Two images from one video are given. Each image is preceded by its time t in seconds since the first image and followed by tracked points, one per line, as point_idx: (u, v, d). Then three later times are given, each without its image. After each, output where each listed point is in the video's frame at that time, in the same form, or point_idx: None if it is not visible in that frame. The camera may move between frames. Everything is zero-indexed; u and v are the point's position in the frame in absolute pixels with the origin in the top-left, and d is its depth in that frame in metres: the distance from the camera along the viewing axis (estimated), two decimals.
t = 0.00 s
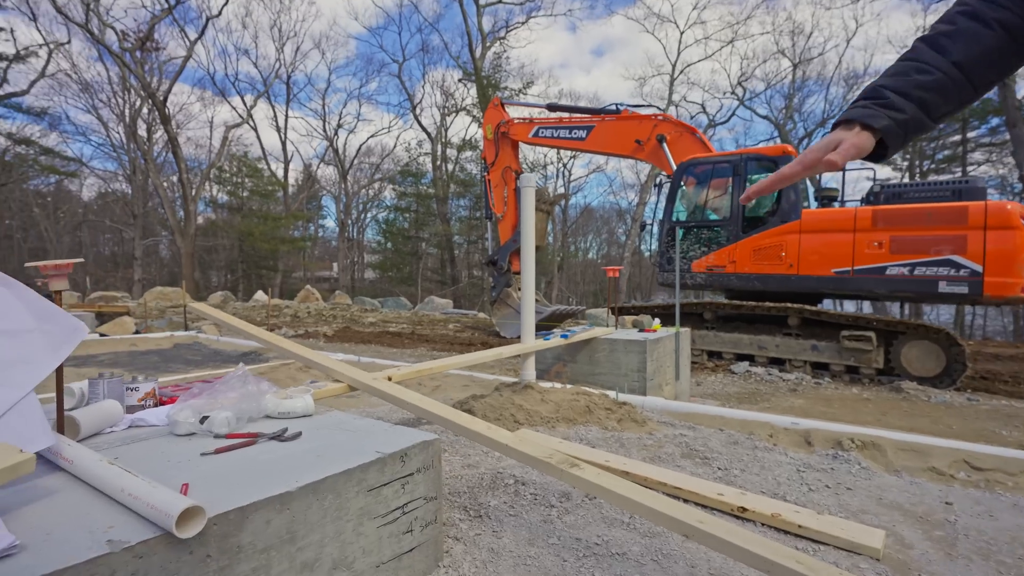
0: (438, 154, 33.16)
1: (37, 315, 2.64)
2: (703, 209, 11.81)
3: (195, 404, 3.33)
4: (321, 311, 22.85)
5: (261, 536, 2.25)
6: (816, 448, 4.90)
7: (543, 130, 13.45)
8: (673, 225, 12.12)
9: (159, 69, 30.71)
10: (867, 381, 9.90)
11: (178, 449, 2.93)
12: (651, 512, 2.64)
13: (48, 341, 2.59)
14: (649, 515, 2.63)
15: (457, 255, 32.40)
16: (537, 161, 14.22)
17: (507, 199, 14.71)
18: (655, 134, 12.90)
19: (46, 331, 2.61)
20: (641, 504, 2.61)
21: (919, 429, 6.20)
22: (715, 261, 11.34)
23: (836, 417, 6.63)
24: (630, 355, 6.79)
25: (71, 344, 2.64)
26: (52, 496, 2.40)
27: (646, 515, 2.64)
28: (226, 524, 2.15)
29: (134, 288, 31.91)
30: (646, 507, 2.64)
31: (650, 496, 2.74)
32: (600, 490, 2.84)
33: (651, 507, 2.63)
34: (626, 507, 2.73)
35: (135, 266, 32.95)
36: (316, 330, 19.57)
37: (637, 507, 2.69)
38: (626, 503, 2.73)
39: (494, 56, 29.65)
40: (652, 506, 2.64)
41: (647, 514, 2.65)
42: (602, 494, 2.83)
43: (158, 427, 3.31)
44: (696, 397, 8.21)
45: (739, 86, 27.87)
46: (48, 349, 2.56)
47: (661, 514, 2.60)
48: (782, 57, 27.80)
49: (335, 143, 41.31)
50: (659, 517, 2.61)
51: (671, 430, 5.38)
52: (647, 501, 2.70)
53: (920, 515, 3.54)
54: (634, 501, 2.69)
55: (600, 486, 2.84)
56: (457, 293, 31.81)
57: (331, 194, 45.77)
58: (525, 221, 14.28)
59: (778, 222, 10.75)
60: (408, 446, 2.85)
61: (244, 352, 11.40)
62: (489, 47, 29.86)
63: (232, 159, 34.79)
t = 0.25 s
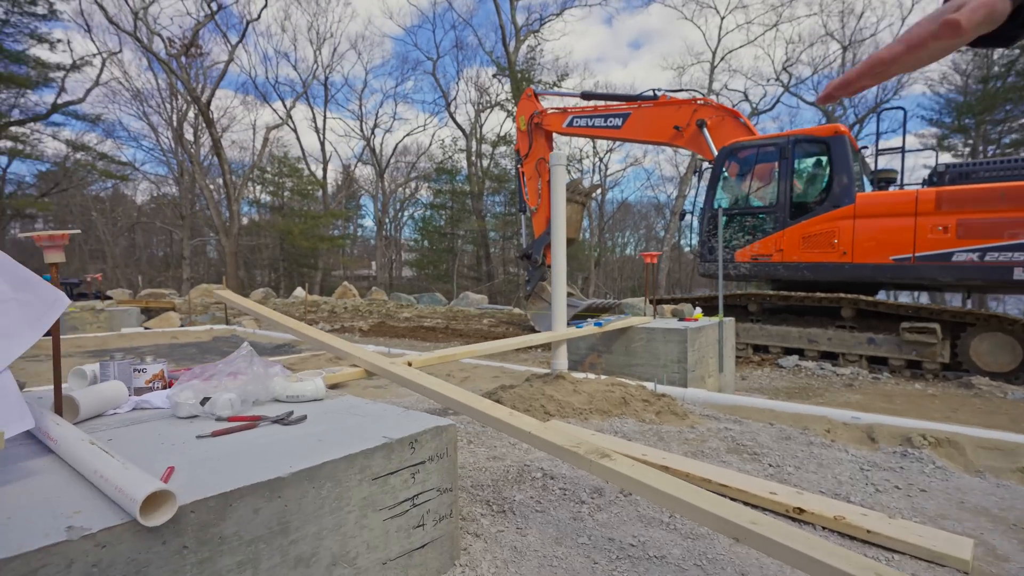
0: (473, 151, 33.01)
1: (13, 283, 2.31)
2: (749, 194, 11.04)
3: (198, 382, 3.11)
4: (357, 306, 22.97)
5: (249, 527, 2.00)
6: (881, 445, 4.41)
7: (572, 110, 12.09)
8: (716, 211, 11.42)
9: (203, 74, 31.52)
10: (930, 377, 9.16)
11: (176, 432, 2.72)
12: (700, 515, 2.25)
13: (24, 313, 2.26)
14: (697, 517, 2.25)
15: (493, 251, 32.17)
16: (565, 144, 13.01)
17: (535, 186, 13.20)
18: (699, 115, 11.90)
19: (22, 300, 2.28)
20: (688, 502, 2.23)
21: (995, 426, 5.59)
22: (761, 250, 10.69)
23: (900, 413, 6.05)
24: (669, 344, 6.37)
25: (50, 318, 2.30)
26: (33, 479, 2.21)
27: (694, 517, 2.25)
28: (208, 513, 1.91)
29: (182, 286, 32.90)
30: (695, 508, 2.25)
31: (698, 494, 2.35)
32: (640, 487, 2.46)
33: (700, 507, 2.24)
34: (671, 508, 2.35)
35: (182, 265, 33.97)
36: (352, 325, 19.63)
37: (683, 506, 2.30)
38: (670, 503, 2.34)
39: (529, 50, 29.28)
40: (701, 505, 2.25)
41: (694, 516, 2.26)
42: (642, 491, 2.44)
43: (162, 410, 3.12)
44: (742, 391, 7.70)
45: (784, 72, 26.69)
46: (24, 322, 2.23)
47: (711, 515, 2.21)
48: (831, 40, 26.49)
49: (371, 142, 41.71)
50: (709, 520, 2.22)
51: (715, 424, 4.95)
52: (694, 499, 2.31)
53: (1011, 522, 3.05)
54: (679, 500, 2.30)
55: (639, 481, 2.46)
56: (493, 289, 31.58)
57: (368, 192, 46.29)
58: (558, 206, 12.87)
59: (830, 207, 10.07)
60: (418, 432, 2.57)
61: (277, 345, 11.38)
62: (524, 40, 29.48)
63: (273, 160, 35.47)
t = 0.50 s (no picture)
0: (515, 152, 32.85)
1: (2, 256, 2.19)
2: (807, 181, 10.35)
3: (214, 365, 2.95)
4: (402, 309, 23.12)
5: (250, 518, 1.79)
6: (973, 445, 3.89)
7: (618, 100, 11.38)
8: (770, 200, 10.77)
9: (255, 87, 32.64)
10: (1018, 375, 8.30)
11: (189, 419, 2.56)
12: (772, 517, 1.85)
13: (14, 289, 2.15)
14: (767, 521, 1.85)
15: (537, 252, 31.88)
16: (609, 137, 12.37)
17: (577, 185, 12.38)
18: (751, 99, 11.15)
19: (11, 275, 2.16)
20: (757, 500, 1.84)
21: None
22: (821, 239, 9.98)
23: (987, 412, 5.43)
24: (722, 337, 5.95)
25: (41, 296, 2.19)
26: (33, 463, 2.07)
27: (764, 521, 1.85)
28: (203, 501, 1.70)
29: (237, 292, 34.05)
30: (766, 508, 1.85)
31: (767, 491, 1.95)
32: (692, 482, 2.06)
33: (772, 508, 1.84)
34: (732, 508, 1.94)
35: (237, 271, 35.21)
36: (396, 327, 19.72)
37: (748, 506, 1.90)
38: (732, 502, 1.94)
39: (570, 48, 28.90)
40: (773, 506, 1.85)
41: (764, 518, 1.86)
42: (695, 487, 2.04)
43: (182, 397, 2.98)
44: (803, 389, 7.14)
45: (840, 57, 25.30)
46: (13, 300, 2.13)
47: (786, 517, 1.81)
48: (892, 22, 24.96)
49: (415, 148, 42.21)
50: (784, 524, 1.82)
51: (775, 420, 4.52)
52: (763, 497, 1.91)
53: None
54: (745, 498, 1.90)
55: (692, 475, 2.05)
56: (537, 290, 31.26)
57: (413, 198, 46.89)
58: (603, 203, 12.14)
59: (897, 191, 9.29)
60: (441, 419, 2.32)
61: (321, 344, 11.44)
62: (565, 39, 29.11)
63: (321, 168, 36.24)
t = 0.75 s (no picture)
0: (531, 149, 32.53)
1: None
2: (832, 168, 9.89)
3: (201, 336, 2.72)
4: (416, 305, 22.95)
5: (218, 496, 1.57)
6: None
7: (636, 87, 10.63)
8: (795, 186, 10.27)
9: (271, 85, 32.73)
10: None
11: (169, 393, 2.36)
12: (823, 503, 1.57)
13: None
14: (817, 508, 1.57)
15: (553, 249, 31.53)
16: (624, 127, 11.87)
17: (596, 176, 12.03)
18: (773, 85, 10.34)
19: None
20: (804, 483, 1.56)
21: None
22: (849, 227, 9.46)
23: None
24: (745, 325, 5.64)
25: None
26: None
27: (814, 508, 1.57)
28: (163, 475, 1.49)
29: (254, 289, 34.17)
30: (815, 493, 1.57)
31: (814, 474, 1.68)
32: (725, 464, 1.78)
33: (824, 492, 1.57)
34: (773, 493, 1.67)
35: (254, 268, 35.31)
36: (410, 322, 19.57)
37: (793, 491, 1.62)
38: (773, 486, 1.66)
39: (587, 42, 28.49)
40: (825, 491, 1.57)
41: (813, 505, 1.58)
42: (728, 470, 1.77)
43: (169, 373, 2.79)
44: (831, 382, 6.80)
45: (864, 47, 24.52)
46: None
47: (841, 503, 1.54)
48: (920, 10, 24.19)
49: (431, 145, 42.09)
50: (837, 511, 1.55)
51: (805, 410, 4.23)
52: (811, 481, 1.64)
53: None
54: (791, 481, 1.62)
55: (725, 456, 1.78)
56: (553, 287, 30.91)
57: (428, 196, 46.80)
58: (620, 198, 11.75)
59: (929, 177, 8.81)
60: (440, 393, 2.08)
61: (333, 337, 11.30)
62: (581, 32, 28.71)
63: (336, 166, 36.13)
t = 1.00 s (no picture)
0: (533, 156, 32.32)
1: None
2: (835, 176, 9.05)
3: (175, 317, 2.45)
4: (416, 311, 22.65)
5: (169, 484, 1.34)
6: None
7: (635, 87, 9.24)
8: (794, 195, 9.40)
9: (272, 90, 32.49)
10: None
11: (132, 374, 2.12)
12: (875, 499, 1.35)
13: None
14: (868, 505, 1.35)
15: (554, 256, 31.24)
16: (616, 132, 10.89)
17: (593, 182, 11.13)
18: (776, 86, 9.15)
19: None
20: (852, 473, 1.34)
21: None
22: (855, 233, 8.71)
23: None
24: (756, 325, 5.42)
25: None
26: None
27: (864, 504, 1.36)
28: (100, 457, 1.26)
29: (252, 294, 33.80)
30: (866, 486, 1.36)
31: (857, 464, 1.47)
32: (757, 454, 1.56)
33: (876, 485, 1.35)
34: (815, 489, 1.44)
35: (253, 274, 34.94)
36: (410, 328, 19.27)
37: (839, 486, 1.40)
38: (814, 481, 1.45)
39: (591, 49, 28.32)
40: (878, 483, 1.35)
41: (864, 502, 1.36)
42: (761, 462, 1.55)
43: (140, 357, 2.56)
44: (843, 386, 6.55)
45: (869, 56, 24.18)
46: None
47: (898, 498, 1.31)
48: (925, 21, 24.08)
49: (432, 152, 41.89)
50: (890, 507, 1.33)
51: (822, 411, 4.00)
52: (855, 472, 1.43)
53: None
54: (832, 470, 1.42)
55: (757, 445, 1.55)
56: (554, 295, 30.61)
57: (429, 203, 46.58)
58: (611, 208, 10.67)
59: (937, 182, 8.07)
60: (431, 375, 1.85)
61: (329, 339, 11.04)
62: (585, 40, 28.55)
63: (339, 171, 35.62)
